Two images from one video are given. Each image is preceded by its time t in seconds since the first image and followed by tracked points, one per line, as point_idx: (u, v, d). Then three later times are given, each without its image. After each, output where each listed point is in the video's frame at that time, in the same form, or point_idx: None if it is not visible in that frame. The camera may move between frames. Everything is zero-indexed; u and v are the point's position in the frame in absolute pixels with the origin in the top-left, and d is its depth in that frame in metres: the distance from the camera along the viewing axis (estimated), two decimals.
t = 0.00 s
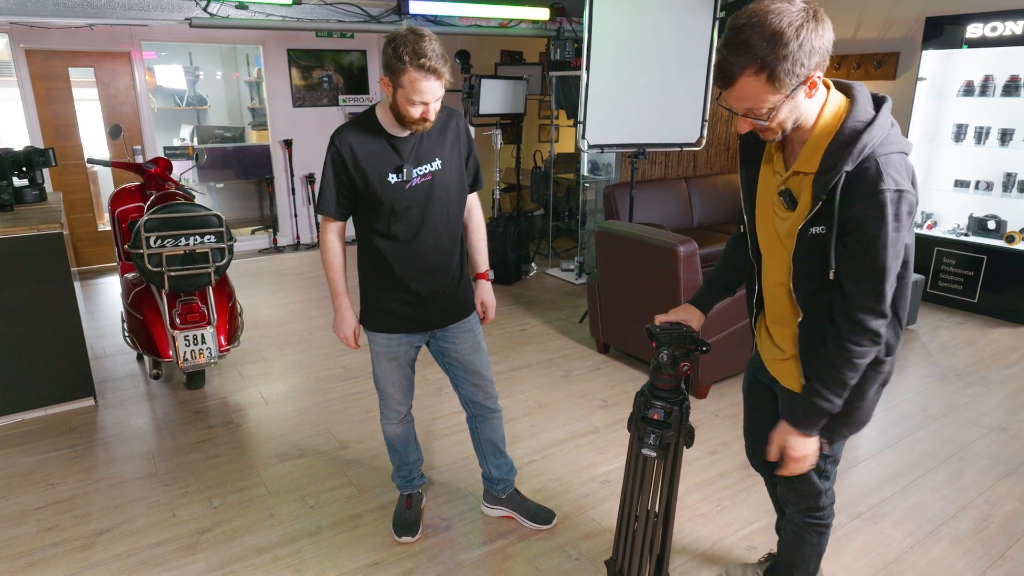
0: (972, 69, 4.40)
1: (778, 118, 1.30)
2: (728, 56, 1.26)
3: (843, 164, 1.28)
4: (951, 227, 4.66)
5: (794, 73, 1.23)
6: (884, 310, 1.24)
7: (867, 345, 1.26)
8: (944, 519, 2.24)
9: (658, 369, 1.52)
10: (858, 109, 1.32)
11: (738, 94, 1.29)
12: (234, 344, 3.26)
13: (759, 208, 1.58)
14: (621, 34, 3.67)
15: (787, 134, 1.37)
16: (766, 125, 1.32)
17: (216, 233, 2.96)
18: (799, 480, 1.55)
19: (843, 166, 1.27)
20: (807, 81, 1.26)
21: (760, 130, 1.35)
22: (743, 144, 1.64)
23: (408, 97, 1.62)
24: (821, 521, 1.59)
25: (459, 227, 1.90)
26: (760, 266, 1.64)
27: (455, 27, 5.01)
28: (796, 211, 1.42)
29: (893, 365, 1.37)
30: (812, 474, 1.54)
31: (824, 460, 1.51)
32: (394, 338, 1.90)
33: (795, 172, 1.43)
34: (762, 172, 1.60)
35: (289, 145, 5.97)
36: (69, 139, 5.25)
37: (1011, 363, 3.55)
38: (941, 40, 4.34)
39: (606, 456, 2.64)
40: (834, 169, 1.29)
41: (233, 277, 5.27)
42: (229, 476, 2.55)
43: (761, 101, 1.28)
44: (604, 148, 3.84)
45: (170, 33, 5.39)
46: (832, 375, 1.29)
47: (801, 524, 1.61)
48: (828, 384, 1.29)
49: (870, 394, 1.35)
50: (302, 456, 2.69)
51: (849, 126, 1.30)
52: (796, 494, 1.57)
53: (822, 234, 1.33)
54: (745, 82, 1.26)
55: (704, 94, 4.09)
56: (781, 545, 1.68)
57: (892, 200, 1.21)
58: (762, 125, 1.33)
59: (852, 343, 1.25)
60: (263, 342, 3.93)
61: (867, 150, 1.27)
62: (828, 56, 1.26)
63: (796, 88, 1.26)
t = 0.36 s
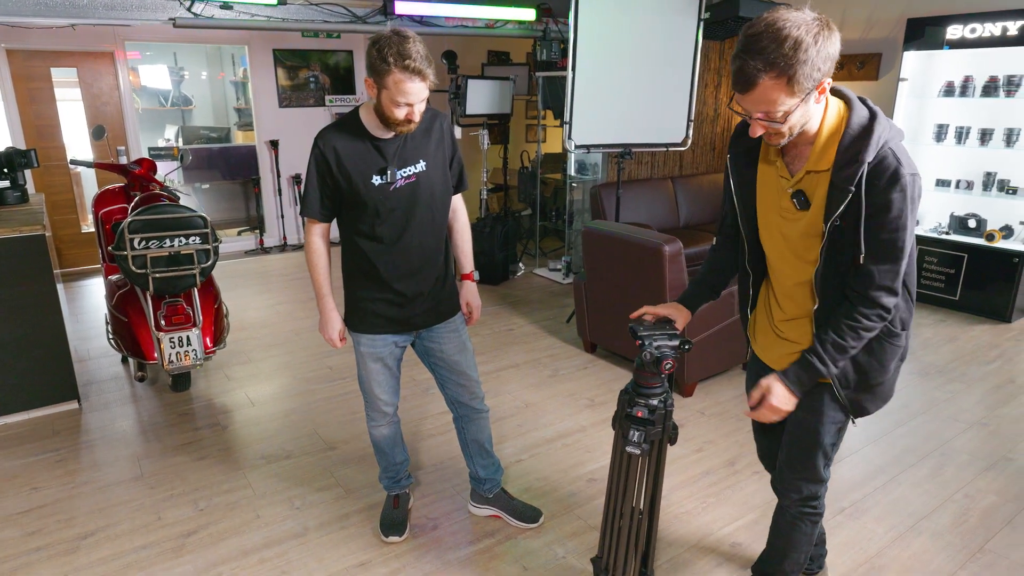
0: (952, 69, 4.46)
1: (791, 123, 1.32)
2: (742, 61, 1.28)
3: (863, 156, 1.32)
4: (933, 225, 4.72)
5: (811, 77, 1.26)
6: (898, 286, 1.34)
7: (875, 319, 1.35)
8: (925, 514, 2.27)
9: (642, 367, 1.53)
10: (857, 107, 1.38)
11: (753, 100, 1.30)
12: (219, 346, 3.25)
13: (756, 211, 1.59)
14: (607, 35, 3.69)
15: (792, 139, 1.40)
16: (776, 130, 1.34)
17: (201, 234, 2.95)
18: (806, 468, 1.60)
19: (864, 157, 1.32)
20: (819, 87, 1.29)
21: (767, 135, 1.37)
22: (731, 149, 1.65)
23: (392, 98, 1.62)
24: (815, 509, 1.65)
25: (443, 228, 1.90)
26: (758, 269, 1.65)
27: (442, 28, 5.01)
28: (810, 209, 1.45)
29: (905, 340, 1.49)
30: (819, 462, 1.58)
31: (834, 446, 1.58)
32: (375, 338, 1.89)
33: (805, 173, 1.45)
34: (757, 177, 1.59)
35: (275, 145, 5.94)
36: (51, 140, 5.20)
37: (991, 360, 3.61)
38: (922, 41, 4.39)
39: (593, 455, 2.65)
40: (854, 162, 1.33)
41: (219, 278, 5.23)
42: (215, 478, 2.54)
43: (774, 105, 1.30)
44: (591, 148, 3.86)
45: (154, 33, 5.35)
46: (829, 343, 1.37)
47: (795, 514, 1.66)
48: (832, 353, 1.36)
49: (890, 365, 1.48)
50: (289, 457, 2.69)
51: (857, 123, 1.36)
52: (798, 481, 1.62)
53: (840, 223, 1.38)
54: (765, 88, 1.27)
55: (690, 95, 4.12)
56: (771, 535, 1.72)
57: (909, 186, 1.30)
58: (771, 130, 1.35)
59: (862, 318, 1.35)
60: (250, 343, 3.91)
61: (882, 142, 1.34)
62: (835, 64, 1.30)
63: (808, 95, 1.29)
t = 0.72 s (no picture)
0: (928, 70, 4.54)
1: (758, 141, 1.46)
2: (717, 83, 1.44)
3: (817, 174, 1.45)
4: (909, 224, 4.81)
5: (775, 99, 1.40)
6: (822, 290, 1.45)
7: (791, 315, 1.46)
8: (902, 508, 2.32)
9: (620, 365, 1.53)
10: (822, 124, 1.49)
11: (723, 117, 1.45)
12: (201, 348, 3.23)
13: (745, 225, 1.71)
14: (589, 36, 3.72)
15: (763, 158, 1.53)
16: (745, 147, 1.47)
17: (182, 236, 2.92)
18: (801, 446, 1.67)
19: (818, 176, 1.45)
20: (783, 111, 1.43)
21: (737, 153, 1.50)
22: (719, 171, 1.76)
23: (381, 124, 1.63)
24: (808, 493, 1.70)
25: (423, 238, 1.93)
26: (757, 274, 1.75)
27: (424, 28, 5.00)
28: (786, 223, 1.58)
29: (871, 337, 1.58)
30: (812, 441, 1.65)
31: (827, 428, 1.64)
32: (351, 340, 1.89)
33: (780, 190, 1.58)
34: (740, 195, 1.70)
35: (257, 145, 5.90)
36: (27, 139, 5.11)
37: (967, 356, 3.68)
38: (899, 43, 4.47)
39: (576, 454, 2.67)
40: (811, 179, 1.46)
41: (200, 280, 5.19)
42: (197, 481, 2.53)
43: (742, 123, 1.44)
44: (574, 148, 3.88)
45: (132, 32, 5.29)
46: (742, 331, 1.49)
47: (788, 494, 1.70)
48: (741, 341, 1.48)
49: (862, 356, 1.57)
50: (272, 459, 2.68)
51: (819, 142, 1.47)
52: (792, 458, 1.68)
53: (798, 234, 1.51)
54: (733, 105, 1.42)
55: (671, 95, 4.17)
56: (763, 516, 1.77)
57: (855, 199, 1.41)
58: (740, 148, 1.48)
59: (776, 311, 1.47)
60: (232, 346, 3.88)
61: (837, 159, 1.44)
62: (800, 92, 1.44)
63: (773, 117, 1.43)
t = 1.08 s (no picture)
0: (907, 71, 4.61)
1: (715, 143, 1.49)
2: (676, 88, 1.50)
3: (777, 173, 1.48)
4: (889, 223, 4.88)
5: (727, 101, 1.44)
6: (782, 276, 1.46)
7: (753, 303, 1.48)
8: (883, 503, 2.36)
9: (604, 363, 1.55)
10: (784, 125, 1.52)
11: (681, 121, 1.50)
12: (183, 350, 3.20)
13: (724, 229, 1.76)
14: (572, 36, 3.73)
15: (728, 161, 1.57)
16: (704, 149, 1.50)
17: (163, 238, 2.89)
18: (783, 440, 1.69)
19: (777, 175, 1.48)
20: (738, 113, 1.46)
21: (699, 157, 1.54)
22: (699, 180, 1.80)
23: (410, 253, 1.46)
24: (791, 487, 1.71)
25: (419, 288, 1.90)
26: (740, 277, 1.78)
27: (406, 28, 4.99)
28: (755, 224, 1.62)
29: (850, 329, 1.59)
30: (795, 436, 1.67)
31: (809, 422, 1.66)
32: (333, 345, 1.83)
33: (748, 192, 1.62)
34: (717, 200, 1.75)
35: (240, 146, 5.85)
36: (4, 140, 5.02)
37: (945, 352, 3.75)
38: (877, 43, 4.53)
39: (562, 453, 2.69)
40: (771, 178, 1.49)
41: (182, 282, 5.14)
42: (180, 485, 2.50)
43: (698, 125, 1.48)
44: (557, 148, 3.90)
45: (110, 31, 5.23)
46: (704, 322, 1.49)
47: (770, 487, 1.73)
48: (704, 332, 1.48)
49: (841, 349, 1.59)
50: (256, 462, 2.66)
51: (780, 141, 1.50)
52: (776, 451, 1.71)
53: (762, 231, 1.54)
54: (687, 106, 1.47)
55: (654, 95, 4.20)
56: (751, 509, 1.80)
57: (814, 189, 1.43)
58: (699, 150, 1.51)
59: (737, 300, 1.49)
60: (215, 348, 3.85)
61: (796, 156, 1.47)
62: (756, 96, 1.48)
63: (728, 119, 1.46)
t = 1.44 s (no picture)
0: (889, 71, 4.66)
1: (693, 137, 1.50)
2: (654, 82, 1.50)
3: (756, 169, 1.49)
4: (873, 221, 4.93)
5: (704, 93, 1.45)
6: (769, 278, 1.50)
7: (743, 304, 1.52)
8: (868, 499, 2.38)
9: (590, 361, 1.53)
10: (762, 120, 1.53)
11: (660, 114, 1.50)
12: (167, 352, 3.17)
13: (704, 227, 1.76)
14: (558, 35, 3.73)
15: (707, 156, 1.58)
16: (682, 143, 1.51)
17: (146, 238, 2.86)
18: (767, 440, 1.70)
19: (757, 171, 1.49)
20: (715, 106, 1.47)
21: (677, 151, 1.55)
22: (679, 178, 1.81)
23: (451, 329, 1.30)
24: (776, 486, 1.72)
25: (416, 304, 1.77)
26: (721, 273, 1.79)
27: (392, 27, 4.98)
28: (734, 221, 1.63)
29: (831, 326, 1.61)
30: (779, 436, 1.68)
31: (791, 422, 1.67)
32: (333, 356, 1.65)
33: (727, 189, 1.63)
34: (696, 197, 1.75)
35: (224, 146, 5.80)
36: None
37: (929, 349, 3.79)
38: (860, 44, 4.57)
39: (550, 452, 2.69)
40: (751, 174, 1.50)
41: (167, 284, 5.09)
42: (165, 488, 2.48)
43: (677, 118, 1.49)
44: (544, 148, 3.91)
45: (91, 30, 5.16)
46: (697, 323, 1.54)
47: (755, 486, 1.74)
48: (698, 333, 1.53)
49: (821, 348, 1.60)
50: (241, 464, 2.64)
51: (759, 136, 1.51)
52: (760, 452, 1.72)
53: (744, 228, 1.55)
54: (665, 98, 1.48)
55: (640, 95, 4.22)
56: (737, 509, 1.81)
57: (795, 187, 1.44)
58: (678, 144, 1.52)
59: (727, 301, 1.53)
60: (200, 350, 3.82)
61: (775, 152, 1.48)
62: (733, 90, 1.49)
63: (706, 111, 1.47)
